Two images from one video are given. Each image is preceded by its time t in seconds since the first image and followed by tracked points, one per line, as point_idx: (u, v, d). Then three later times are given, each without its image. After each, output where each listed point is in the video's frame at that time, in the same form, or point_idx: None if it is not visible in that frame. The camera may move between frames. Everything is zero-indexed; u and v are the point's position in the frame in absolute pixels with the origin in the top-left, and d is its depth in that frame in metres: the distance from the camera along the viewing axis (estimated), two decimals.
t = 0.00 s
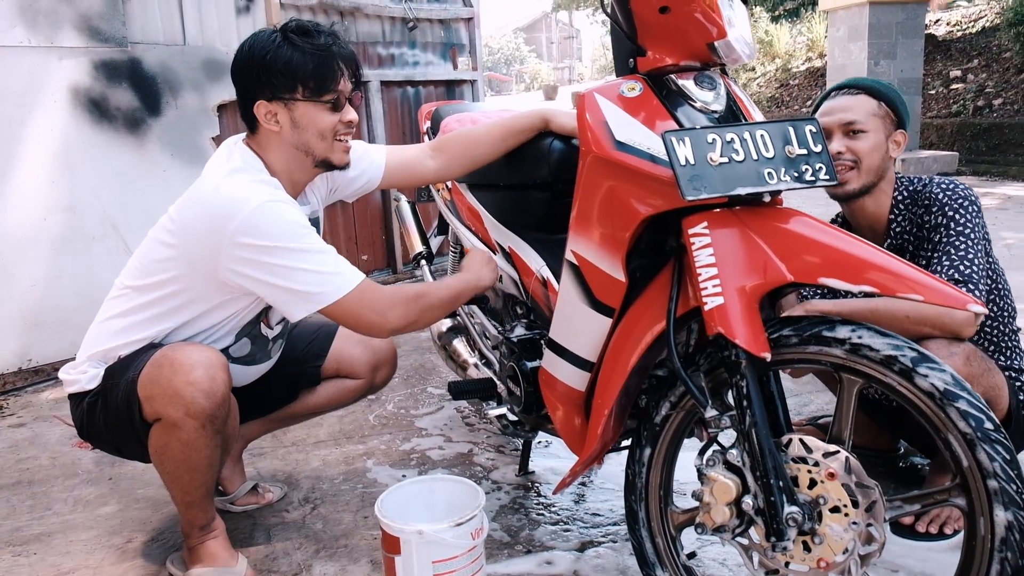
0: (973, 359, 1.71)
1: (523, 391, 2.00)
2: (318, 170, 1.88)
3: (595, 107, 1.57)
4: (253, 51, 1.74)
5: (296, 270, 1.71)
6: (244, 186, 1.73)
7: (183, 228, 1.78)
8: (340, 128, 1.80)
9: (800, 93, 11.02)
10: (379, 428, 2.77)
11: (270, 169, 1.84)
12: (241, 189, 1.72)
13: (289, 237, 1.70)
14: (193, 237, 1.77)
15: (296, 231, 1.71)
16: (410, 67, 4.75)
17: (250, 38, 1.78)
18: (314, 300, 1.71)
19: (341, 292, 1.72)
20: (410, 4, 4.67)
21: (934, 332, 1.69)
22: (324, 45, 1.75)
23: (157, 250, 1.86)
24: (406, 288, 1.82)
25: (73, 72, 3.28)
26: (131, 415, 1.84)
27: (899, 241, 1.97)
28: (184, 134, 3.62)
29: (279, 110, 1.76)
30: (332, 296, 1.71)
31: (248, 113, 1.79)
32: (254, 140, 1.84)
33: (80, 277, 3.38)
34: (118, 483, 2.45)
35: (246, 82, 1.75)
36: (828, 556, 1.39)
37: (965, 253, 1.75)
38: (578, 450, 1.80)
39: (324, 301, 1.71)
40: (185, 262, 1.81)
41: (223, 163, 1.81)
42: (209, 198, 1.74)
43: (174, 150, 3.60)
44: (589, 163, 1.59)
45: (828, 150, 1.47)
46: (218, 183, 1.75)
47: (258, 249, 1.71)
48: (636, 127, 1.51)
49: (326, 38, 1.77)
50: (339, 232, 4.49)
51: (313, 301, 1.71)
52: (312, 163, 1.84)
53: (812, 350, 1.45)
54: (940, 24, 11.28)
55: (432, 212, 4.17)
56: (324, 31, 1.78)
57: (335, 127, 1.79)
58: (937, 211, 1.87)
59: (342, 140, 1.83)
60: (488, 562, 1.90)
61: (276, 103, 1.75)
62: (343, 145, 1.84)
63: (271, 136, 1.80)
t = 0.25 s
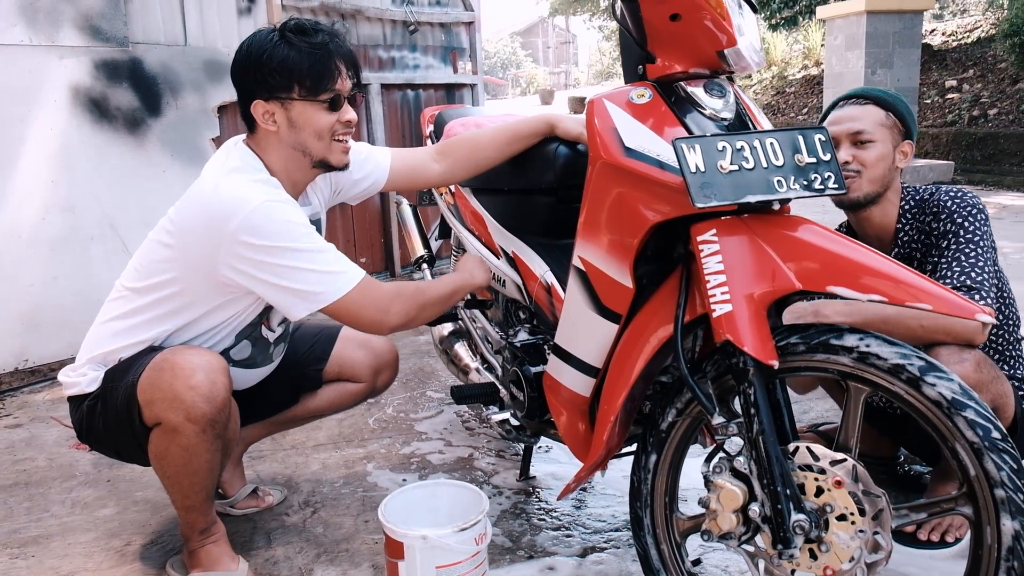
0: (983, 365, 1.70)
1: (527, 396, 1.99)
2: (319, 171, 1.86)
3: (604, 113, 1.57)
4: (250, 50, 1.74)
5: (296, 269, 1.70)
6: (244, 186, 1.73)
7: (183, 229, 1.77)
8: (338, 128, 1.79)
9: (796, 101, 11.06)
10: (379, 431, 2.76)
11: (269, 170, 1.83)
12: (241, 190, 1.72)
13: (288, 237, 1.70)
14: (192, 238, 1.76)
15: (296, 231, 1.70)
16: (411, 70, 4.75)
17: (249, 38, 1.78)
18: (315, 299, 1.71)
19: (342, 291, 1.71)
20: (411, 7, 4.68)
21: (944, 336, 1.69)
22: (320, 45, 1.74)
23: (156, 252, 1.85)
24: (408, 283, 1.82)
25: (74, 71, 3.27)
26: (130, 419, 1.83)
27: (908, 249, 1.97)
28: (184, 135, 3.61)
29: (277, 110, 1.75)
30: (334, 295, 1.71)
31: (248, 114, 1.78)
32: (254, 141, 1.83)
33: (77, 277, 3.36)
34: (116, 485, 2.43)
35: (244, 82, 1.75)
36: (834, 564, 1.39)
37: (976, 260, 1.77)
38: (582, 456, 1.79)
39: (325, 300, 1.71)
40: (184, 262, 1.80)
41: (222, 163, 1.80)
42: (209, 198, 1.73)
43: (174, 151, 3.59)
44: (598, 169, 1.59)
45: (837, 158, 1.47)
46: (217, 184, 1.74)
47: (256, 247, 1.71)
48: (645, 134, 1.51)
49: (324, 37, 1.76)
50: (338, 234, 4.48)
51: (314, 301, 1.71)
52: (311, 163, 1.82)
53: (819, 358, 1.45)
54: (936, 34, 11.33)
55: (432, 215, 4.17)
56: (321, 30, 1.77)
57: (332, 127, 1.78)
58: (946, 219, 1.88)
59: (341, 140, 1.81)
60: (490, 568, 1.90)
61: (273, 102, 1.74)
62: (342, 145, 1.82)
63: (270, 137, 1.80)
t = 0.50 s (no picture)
0: (985, 374, 1.75)
1: (526, 399, 1.98)
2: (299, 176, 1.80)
3: (611, 118, 1.57)
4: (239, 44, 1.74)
5: (244, 285, 1.60)
6: (225, 186, 1.68)
7: (171, 228, 1.74)
8: (306, 131, 1.71)
9: (788, 109, 11.12)
10: (375, 434, 2.75)
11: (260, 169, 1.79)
12: (222, 189, 1.67)
13: (244, 249, 1.60)
14: (179, 237, 1.73)
15: (252, 243, 1.61)
16: (407, 72, 4.75)
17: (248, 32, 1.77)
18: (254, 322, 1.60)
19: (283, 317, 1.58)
20: (408, 9, 4.68)
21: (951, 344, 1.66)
22: (296, 43, 1.68)
23: (150, 250, 1.83)
24: (348, 316, 1.65)
25: (70, 67, 3.25)
26: (131, 418, 1.82)
27: (908, 260, 1.98)
28: (181, 133, 3.61)
29: (254, 108, 1.72)
30: (274, 320, 1.58)
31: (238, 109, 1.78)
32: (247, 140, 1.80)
33: (71, 275, 3.34)
34: (110, 486, 2.42)
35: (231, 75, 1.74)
36: (836, 569, 1.40)
37: (981, 269, 1.78)
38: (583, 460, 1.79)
39: (267, 322, 1.59)
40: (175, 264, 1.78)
41: (213, 161, 1.77)
42: (192, 197, 1.69)
43: (169, 148, 3.58)
44: (603, 174, 1.59)
45: (841, 166, 1.48)
46: (201, 183, 1.70)
47: (213, 256, 1.64)
48: (651, 139, 1.52)
49: (304, 37, 1.69)
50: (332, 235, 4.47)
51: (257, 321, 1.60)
52: (285, 167, 1.76)
53: (822, 364, 1.46)
54: (927, 45, 11.42)
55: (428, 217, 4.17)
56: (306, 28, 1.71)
57: (300, 130, 1.71)
58: (949, 228, 1.89)
59: (311, 144, 1.73)
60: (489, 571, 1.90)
61: (251, 99, 1.71)
62: (313, 149, 1.73)
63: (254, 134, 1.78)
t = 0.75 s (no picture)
0: (975, 367, 1.74)
1: (521, 398, 1.98)
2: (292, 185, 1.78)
3: (608, 119, 1.58)
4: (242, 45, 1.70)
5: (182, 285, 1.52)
6: (214, 191, 1.64)
7: (161, 230, 1.72)
8: (304, 147, 1.70)
9: (770, 111, 11.21)
10: (367, 435, 2.75)
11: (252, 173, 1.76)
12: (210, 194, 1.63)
13: (201, 252, 1.53)
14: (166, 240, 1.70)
15: (210, 250, 1.53)
16: (394, 73, 4.74)
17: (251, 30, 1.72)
18: (174, 324, 1.51)
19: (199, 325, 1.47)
20: (394, 10, 4.68)
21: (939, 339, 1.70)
22: (300, 58, 1.65)
23: (141, 253, 1.81)
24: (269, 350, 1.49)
25: (54, 69, 3.22)
26: (128, 419, 1.80)
27: (896, 258, 2.00)
28: (167, 134, 3.59)
29: (252, 115, 1.70)
30: (188, 324, 1.47)
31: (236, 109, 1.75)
32: (242, 144, 1.78)
33: (56, 279, 3.31)
34: (101, 491, 2.40)
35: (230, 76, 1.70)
36: (834, 564, 1.41)
37: (968, 267, 1.82)
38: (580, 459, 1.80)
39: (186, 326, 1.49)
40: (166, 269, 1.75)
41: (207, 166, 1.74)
42: (180, 199, 1.66)
43: (155, 150, 3.56)
44: (601, 173, 1.60)
45: (836, 165, 1.49)
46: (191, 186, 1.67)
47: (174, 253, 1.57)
48: (648, 138, 1.53)
49: (304, 50, 1.65)
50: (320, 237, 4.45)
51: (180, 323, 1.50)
52: (278, 175, 1.74)
53: (819, 361, 1.48)
54: (906, 48, 11.54)
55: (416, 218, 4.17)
56: (311, 41, 1.66)
57: (298, 145, 1.69)
58: (936, 226, 1.92)
59: (307, 157, 1.72)
60: (487, 570, 1.90)
61: (250, 106, 1.69)
62: (309, 162, 1.72)
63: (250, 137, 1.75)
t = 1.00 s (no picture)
0: (970, 363, 1.73)
1: (520, 395, 1.98)
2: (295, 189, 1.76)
3: (611, 116, 1.59)
4: (254, 50, 1.63)
5: (200, 310, 1.53)
6: (219, 202, 1.63)
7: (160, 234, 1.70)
8: (316, 160, 1.67)
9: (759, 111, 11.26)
10: (363, 433, 2.74)
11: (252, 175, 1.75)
12: (215, 205, 1.62)
13: (217, 276, 1.54)
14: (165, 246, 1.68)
15: (226, 274, 1.54)
16: (387, 71, 4.72)
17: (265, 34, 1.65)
18: (193, 350, 1.54)
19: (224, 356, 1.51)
20: (387, 8, 4.66)
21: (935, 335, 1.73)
22: (320, 73, 1.60)
23: (137, 255, 1.78)
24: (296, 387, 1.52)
25: (46, 64, 3.19)
26: (124, 416, 1.79)
27: (890, 255, 2.02)
28: (159, 131, 3.56)
29: (260, 121, 1.65)
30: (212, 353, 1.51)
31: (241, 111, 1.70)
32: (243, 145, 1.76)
33: (47, 275, 3.28)
34: (95, 488, 2.38)
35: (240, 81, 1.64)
36: (835, 559, 1.42)
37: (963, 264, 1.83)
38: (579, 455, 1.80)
39: (207, 355, 1.52)
40: (163, 274, 1.73)
41: (207, 171, 1.72)
42: (183, 207, 1.64)
43: (147, 147, 3.53)
44: (604, 170, 1.61)
45: (838, 163, 1.50)
46: (194, 194, 1.65)
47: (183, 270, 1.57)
48: (650, 135, 1.54)
49: (326, 66, 1.61)
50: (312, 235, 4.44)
51: (200, 352, 1.53)
52: (282, 182, 1.72)
53: (819, 358, 1.49)
54: (894, 50, 11.62)
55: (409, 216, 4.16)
56: (329, 55, 1.62)
57: (309, 157, 1.66)
58: (931, 224, 1.94)
59: (317, 169, 1.69)
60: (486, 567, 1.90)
61: (259, 112, 1.64)
62: (318, 174, 1.70)
63: (254, 139, 1.71)
